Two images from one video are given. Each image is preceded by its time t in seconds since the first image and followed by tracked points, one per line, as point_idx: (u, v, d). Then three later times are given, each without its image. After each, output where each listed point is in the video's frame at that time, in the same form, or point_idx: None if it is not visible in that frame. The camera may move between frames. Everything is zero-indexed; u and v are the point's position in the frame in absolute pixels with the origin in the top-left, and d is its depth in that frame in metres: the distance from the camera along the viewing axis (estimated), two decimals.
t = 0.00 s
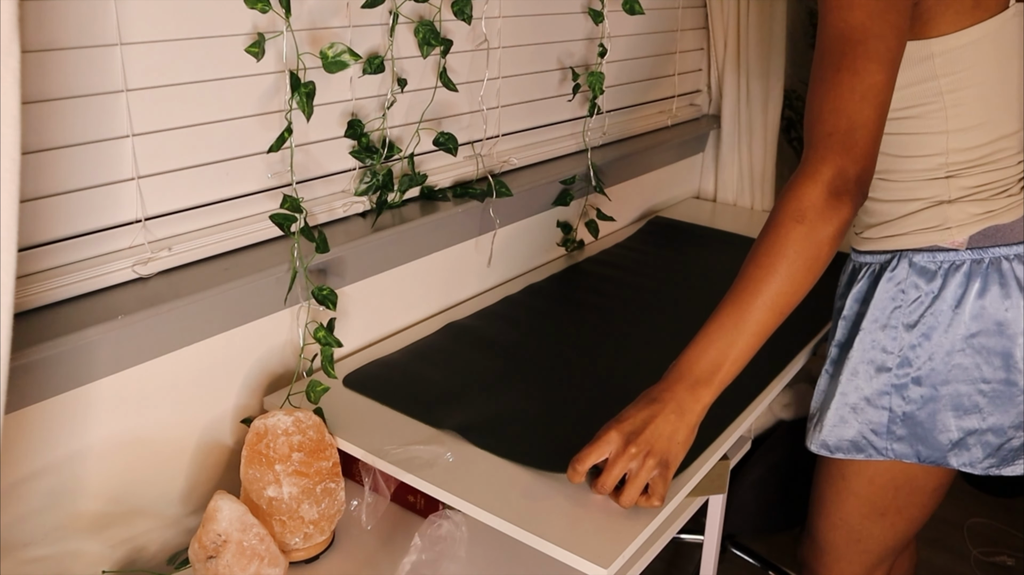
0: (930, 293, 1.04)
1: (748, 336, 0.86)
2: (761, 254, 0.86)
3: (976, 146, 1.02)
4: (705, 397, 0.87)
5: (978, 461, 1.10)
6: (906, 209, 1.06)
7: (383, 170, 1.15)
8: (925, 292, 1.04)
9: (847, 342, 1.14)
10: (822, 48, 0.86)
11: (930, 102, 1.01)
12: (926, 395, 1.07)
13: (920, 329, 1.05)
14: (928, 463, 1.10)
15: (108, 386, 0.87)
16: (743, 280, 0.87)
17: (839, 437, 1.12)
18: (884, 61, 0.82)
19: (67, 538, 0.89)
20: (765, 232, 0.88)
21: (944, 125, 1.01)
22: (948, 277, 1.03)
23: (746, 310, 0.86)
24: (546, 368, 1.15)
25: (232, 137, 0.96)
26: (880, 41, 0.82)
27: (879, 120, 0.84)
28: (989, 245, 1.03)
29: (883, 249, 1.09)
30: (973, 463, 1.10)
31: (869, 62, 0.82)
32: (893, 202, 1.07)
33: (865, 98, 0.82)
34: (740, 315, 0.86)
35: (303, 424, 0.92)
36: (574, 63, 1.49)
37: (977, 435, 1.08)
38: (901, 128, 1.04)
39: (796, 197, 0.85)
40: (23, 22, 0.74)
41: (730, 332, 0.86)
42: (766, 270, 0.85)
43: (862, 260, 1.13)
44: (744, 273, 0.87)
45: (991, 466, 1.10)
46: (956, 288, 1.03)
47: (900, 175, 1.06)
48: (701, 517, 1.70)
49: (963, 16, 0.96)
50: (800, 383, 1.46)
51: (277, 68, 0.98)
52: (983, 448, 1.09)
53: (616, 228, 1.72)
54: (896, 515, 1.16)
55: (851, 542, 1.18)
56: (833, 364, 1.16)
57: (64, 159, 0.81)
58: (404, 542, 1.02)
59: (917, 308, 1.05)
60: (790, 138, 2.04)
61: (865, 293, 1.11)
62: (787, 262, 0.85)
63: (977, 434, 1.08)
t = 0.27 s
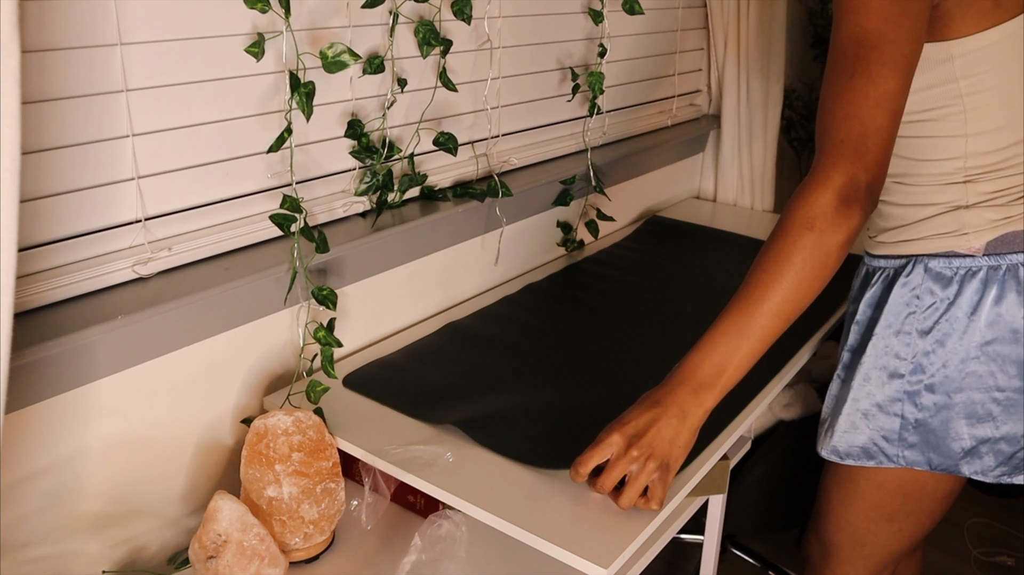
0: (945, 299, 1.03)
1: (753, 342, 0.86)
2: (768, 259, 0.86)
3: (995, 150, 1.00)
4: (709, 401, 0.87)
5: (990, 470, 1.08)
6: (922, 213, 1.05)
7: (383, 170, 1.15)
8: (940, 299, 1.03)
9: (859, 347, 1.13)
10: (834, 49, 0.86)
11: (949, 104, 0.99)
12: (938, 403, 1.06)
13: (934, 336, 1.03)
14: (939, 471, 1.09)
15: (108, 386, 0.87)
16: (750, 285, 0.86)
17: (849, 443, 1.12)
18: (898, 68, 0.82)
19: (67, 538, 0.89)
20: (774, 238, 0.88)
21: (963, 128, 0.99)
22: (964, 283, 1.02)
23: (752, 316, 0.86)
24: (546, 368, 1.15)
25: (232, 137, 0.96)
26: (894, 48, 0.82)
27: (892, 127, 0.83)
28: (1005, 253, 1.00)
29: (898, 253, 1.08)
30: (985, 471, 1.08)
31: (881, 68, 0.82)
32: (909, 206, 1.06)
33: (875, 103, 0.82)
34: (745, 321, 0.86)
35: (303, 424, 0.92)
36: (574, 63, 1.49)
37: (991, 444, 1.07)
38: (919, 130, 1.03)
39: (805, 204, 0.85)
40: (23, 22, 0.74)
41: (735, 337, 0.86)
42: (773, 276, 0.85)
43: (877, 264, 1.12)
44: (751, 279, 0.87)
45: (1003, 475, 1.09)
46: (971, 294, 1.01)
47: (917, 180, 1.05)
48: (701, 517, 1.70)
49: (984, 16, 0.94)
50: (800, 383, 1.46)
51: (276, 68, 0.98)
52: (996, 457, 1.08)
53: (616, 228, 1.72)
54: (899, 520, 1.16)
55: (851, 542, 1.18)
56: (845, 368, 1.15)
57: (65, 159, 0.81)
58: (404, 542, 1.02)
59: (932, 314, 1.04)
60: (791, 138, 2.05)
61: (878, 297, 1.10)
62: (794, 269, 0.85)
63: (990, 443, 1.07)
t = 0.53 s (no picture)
0: (961, 305, 1.02)
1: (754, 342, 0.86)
2: (773, 259, 0.86)
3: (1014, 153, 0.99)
4: (705, 401, 0.87)
5: (1000, 476, 1.09)
6: (937, 217, 1.04)
7: (383, 170, 1.15)
8: (955, 304, 1.02)
9: (870, 351, 1.12)
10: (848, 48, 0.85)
11: (968, 107, 0.98)
12: (952, 409, 1.06)
13: (949, 342, 1.03)
14: (951, 478, 1.09)
15: (107, 386, 0.87)
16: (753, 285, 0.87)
17: (859, 450, 1.12)
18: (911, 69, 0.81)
19: (67, 538, 0.89)
20: (779, 237, 0.88)
21: (982, 131, 0.98)
22: (980, 289, 1.01)
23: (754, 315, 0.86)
24: (546, 368, 1.15)
25: (232, 137, 0.96)
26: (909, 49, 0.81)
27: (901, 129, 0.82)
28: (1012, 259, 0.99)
29: (912, 257, 1.07)
30: (996, 479, 1.09)
31: (896, 70, 0.81)
32: (923, 209, 1.05)
33: (887, 102, 0.81)
34: (747, 321, 0.86)
35: (303, 424, 0.92)
36: (574, 63, 1.49)
37: (1002, 451, 1.07)
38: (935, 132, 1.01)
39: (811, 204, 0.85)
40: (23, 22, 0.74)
41: (737, 338, 0.86)
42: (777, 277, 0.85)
43: (888, 268, 1.11)
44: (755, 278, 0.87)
45: (1012, 482, 1.09)
46: (987, 301, 1.01)
47: (932, 182, 1.04)
48: (701, 518, 1.70)
49: (1003, 18, 0.93)
50: (800, 383, 1.46)
51: (276, 68, 0.98)
52: (1006, 464, 1.08)
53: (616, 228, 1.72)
54: (901, 523, 1.15)
55: (852, 543, 1.18)
56: (854, 373, 1.14)
57: (64, 159, 0.81)
58: (404, 542, 1.02)
59: (946, 320, 1.03)
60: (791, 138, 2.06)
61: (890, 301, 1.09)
62: (798, 270, 0.85)
63: (1001, 450, 1.07)
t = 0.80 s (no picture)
0: (954, 306, 1.02)
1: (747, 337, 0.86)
2: (768, 254, 0.86)
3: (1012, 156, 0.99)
4: (699, 394, 0.87)
5: (991, 477, 1.09)
6: (932, 218, 1.04)
7: (383, 170, 1.15)
8: (948, 306, 1.02)
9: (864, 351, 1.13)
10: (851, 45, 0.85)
11: (968, 108, 0.97)
12: (943, 411, 1.06)
13: (941, 344, 1.03)
14: (942, 478, 1.09)
15: (107, 386, 0.87)
16: (748, 279, 0.86)
17: (851, 449, 1.12)
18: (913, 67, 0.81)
19: (67, 538, 0.89)
20: (775, 232, 0.87)
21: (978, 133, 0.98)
22: (973, 291, 1.01)
23: (747, 310, 0.86)
24: (547, 367, 1.15)
25: (232, 137, 0.96)
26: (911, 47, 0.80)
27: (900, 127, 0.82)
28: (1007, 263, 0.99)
29: (906, 259, 1.07)
30: (987, 480, 1.09)
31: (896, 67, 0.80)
32: (918, 210, 1.05)
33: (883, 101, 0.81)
34: (740, 316, 0.86)
35: (303, 424, 0.92)
36: (574, 63, 1.49)
37: (993, 452, 1.07)
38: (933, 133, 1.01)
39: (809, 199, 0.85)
40: (23, 22, 0.74)
41: (730, 333, 0.86)
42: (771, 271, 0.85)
43: (882, 268, 1.11)
44: (750, 272, 0.87)
45: (1003, 483, 1.09)
46: (980, 303, 1.01)
47: (928, 184, 1.04)
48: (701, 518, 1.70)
49: (1004, 19, 0.93)
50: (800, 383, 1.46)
51: (277, 68, 0.98)
52: (997, 465, 1.08)
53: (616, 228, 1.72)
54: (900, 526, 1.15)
55: (851, 543, 1.18)
56: (849, 372, 1.15)
57: (64, 159, 0.81)
58: (404, 542, 1.02)
59: (939, 322, 1.03)
60: (791, 138, 2.06)
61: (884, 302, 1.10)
62: (793, 265, 0.85)
63: (992, 451, 1.07)
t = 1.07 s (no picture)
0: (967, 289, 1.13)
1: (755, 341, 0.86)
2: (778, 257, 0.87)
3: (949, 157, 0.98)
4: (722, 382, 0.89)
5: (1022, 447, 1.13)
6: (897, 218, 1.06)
7: (383, 170, 1.15)
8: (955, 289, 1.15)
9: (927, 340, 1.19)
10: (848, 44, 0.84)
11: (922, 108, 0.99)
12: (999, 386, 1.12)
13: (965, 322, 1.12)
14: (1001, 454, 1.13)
15: (107, 386, 0.87)
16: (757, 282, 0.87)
17: (934, 438, 1.14)
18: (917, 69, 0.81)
19: (67, 538, 0.89)
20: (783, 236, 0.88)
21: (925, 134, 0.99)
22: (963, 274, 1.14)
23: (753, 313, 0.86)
24: (547, 367, 1.15)
25: (232, 137, 0.96)
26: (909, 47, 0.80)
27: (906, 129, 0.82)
28: (998, 237, 1.11)
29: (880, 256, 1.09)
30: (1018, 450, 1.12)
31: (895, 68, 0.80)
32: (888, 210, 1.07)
33: (967, 98, 0.94)
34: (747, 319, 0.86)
35: (303, 424, 0.92)
36: (574, 63, 1.49)
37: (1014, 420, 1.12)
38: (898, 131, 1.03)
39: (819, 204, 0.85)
40: (23, 22, 0.74)
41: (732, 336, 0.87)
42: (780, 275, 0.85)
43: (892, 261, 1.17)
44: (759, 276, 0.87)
45: None
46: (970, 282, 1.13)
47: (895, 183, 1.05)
48: (701, 518, 1.69)
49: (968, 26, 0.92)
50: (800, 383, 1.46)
51: (277, 68, 0.98)
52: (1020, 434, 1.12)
53: (616, 227, 1.72)
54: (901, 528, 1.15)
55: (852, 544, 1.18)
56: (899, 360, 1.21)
57: (64, 159, 0.81)
58: (403, 542, 1.02)
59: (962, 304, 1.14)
60: (791, 138, 2.07)
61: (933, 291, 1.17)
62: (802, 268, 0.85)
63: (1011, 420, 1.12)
